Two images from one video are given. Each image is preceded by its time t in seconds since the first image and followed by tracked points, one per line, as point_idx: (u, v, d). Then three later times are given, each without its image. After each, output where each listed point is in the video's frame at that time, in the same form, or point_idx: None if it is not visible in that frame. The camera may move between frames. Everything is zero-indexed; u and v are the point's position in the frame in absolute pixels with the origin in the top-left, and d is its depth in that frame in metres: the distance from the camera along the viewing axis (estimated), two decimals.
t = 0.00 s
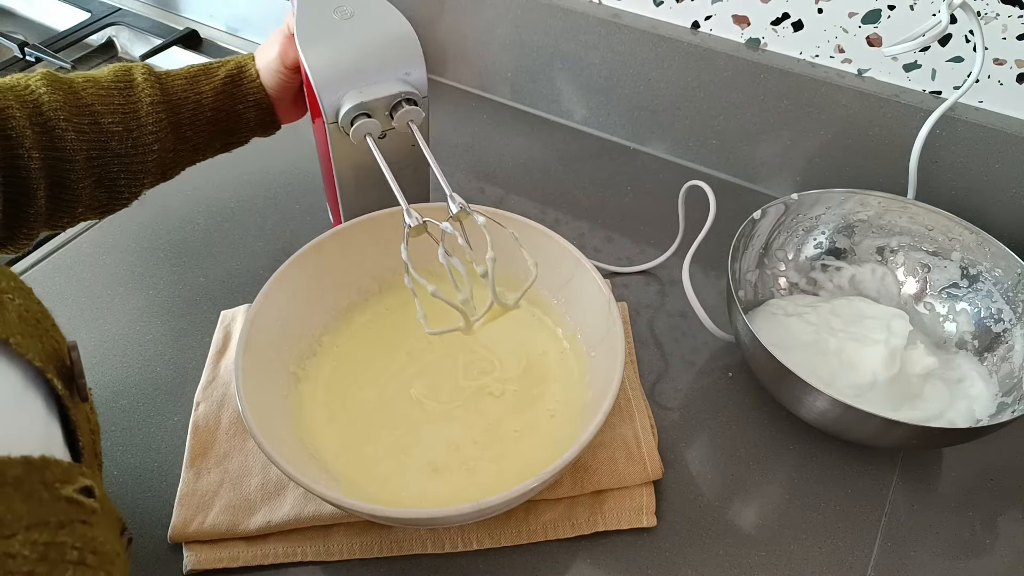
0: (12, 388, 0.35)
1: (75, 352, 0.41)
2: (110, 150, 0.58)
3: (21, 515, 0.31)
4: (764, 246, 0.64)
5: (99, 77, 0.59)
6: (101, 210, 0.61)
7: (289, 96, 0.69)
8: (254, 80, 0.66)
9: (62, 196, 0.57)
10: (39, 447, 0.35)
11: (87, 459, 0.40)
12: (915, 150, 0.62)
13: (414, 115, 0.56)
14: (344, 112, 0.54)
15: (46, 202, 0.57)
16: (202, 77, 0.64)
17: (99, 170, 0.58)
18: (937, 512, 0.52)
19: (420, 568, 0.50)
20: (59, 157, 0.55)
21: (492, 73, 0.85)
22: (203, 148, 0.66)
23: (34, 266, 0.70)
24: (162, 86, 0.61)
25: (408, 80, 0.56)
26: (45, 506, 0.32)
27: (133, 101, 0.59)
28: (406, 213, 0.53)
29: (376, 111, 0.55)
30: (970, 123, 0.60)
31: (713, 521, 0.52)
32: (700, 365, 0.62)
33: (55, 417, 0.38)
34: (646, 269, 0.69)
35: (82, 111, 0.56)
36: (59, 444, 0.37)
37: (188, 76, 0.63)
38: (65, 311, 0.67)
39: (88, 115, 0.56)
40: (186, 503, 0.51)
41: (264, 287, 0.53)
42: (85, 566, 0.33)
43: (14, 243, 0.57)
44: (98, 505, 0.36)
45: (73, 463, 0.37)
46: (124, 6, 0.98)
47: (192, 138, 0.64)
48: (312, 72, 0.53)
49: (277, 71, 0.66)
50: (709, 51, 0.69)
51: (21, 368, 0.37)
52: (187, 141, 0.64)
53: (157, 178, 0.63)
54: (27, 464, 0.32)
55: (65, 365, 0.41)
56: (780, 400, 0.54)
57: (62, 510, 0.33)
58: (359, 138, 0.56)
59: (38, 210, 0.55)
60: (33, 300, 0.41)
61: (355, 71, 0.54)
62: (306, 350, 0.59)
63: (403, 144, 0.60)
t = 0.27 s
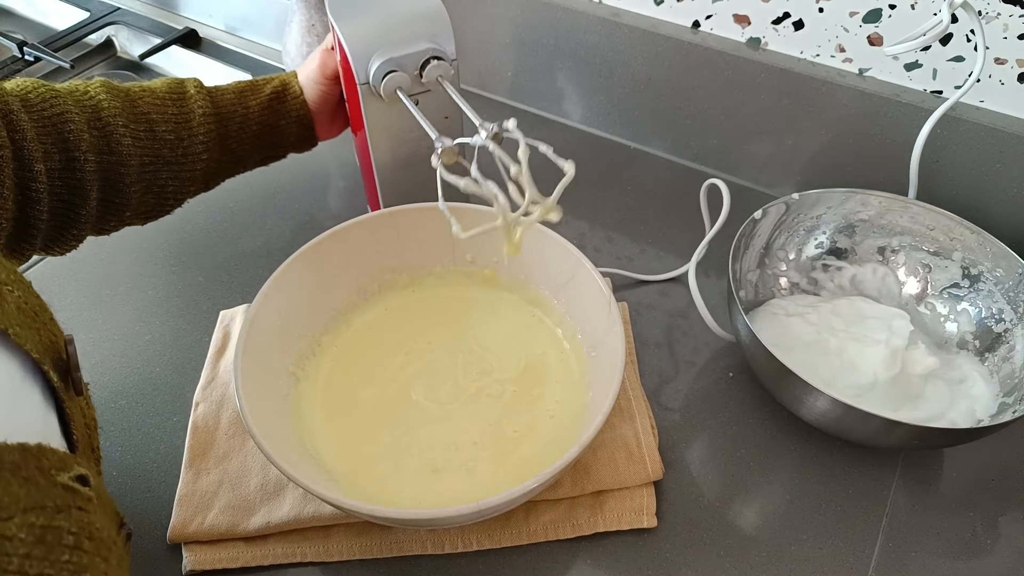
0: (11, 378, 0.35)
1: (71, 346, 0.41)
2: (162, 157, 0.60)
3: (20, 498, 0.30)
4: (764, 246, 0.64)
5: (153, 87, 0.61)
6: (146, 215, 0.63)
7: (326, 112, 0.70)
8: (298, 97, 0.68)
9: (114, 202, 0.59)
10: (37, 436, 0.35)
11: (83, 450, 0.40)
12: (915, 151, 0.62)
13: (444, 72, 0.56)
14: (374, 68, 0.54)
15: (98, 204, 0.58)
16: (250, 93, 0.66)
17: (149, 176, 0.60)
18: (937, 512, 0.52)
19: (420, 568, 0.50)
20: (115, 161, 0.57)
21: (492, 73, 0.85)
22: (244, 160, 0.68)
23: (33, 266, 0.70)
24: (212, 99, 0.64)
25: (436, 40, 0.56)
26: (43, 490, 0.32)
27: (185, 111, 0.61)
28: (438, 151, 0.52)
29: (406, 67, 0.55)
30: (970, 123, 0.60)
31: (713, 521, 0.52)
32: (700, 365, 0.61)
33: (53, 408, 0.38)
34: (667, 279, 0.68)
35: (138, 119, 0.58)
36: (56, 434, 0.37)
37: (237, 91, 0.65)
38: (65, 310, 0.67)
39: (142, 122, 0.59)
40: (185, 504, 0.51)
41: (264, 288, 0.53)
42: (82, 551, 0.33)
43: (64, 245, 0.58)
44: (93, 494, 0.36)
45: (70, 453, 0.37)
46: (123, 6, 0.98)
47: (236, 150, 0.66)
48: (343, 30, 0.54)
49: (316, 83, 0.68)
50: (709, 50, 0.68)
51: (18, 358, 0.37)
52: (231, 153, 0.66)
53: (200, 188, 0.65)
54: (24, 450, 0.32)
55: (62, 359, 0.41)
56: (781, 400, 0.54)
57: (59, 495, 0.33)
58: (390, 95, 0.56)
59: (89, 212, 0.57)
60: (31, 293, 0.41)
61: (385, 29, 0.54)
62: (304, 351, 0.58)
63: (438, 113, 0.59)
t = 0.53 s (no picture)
0: (5, 382, 0.35)
1: (70, 349, 0.41)
2: (169, 157, 0.60)
3: (11, 506, 0.31)
4: (764, 246, 0.64)
5: (160, 88, 0.61)
6: (154, 214, 0.63)
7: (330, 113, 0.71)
8: (303, 97, 0.68)
9: (122, 203, 0.59)
10: (31, 442, 0.35)
11: (81, 455, 0.40)
12: (915, 151, 0.62)
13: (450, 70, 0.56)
14: (379, 67, 0.54)
15: (107, 205, 0.58)
16: (256, 93, 0.66)
17: (157, 176, 0.60)
18: (937, 513, 0.52)
19: (419, 568, 0.50)
20: (124, 162, 0.57)
21: (492, 73, 0.85)
22: (251, 160, 0.68)
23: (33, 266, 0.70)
24: (219, 100, 0.64)
25: (442, 37, 0.56)
26: (35, 498, 0.32)
27: (192, 112, 0.61)
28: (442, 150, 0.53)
29: (411, 65, 0.55)
30: (970, 123, 0.60)
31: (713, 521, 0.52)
32: (700, 365, 0.61)
33: (49, 414, 0.38)
34: (668, 279, 0.68)
35: (145, 119, 0.59)
36: (52, 440, 0.37)
37: (243, 91, 0.65)
38: (65, 311, 0.67)
39: (150, 123, 0.59)
40: (185, 504, 0.51)
41: (264, 289, 0.53)
42: (74, 559, 0.33)
43: (74, 246, 0.58)
44: (89, 500, 0.36)
45: (65, 459, 0.37)
46: (123, 6, 0.98)
47: (242, 150, 0.66)
48: (348, 27, 0.53)
49: (322, 84, 0.68)
50: (709, 51, 0.68)
51: (14, 363, 0.37)
52: (237, 153, 0.66)
53: (207, 188, 0.65)
54: (16, 458, 0.32)
55: (60, 362, 0.40)
56: (781, 400, 0.54)
57: (51, 502, 0.33)
58: (395, 94, 0.56)
59: (98, 213, 0.57)
60: (30, 295, 0.41)
61: (390, 26, 0.54)
62: (304, 351, 0.58)
63: (442, 111, 0.59)
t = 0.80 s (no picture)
0: None
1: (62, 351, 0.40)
2: (174, 149, 0.60)
3: None
4: (764, 246, 0.64)
5: (165, 80, 0.61)
6: (158, 206, 0.63)
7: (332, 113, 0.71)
8: (309, 92, 0.68)
9: (127, 194, 0.59)
10: (21, 446, 0.35)
11: (74, 457, 0.40)
12: (915, 151, 0.62)
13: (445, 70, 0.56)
14: (375, 65, 0.54)
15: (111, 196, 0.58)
16: (261, 86, 0.66)
17: (162, 168, 0.60)
18: (937, 513, 0.52)
19: (420, 568, 0.50)
20: (128, 153, 0.57)
21: (492, 73, 0.85)
22: (258, 153, 0.69)
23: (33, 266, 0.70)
24: (224, 92, 0.64)
25: (439, 38, 0.56)
26: (24, 504, 0.32)
27: (197, 104, 0.61)
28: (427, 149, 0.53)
29: (407, 65, 0.55)
30: (970, 123, 0.60)
31: (713, 521, 0.52)
32: (700, 365, 0.61)
33: (41, 417, 0.38)
34: (668, 279, 0.67)
35: (151, 111, 0.59)
36: (43, 444, 0.37)
37: (248, 84, 0.65)
38: (65, 310, 0.67)
39: (155, 114, 0.59)
40: (185, 504, 0.51)
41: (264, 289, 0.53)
42: (65, 565, 0.33)
43: (76, 237, 0.58)
44: (81, 504, 0.36)
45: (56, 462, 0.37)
46: (123, 6, 0.98)
47: (246, 143, 0.66)
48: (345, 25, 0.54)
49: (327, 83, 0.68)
50: (709, 51, 0.68)
51: (6, 367, 0.37)
52: (242, 146, 0.66)
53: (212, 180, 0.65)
54: (5, 463, 0.32)
55: (51, 364, 0.40)
56: (781, 400, 0.54)
57: (41, 507, 0.33)
58: (389, 92, 0.56)
59: (103, 204, 0.57)
60: (21, 297, 0.41)
61: (388, 25, 0.54)
62: (304, 351, 0.58)
63: (439, 112, 0.59)
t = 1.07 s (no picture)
0: None
1: (56, 355, 0.40)
2: (167, 153, 0.60)
3: None
4: (764, 246, 0.64)
5: (158, 83, 0.61)
6: (150, 210, 0.63)
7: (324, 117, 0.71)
8: (302, 96, 0.68)
9: (119, 198, 0.59)
10: (15, 453, 0.35)
11: (68, 462, 0.40)
12: (915, 151, 0.62)
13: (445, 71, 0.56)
14: (374, 65, 0.54)
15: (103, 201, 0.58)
16: (255, 90, 0.66)
17: (154, 172, 0.60)
18: (937, 513, 0.52)
19: (420, 568, 0.50)
20: (120, 157, 0.57)
21: (492, 72, 0.85)
22: (250, 158, 0.68)
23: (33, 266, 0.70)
24: (217, 96, 0.64)
25: (439, 39, 0.56)
26: (17, 512, 0.32)
27: (190, 108, 0.61)
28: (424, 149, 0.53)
29: (406, 65, 0.55)
30: (970, 123, 0.60)
31: (713, 521, 0.52)
32: (700, 365, 0.61)
33: (35, 423, 0.38)
34: (667, 279, 0.67)
35: (143, 114, 0.58)
36: (37, 450, 0.37)
37: (242, 88, 0.65)
38: (65, 311, 0.67)
39: (147, 118, 0.59)
40: (185, 504, 0.51)
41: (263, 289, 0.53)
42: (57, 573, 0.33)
43: (67, 242, 0.58)
44: (75, 510, 0.36)
45: (50, 468, 0.37)
46: (123, 6, 0.98)
47: (240, 147, 0.67)
48: (345, 25, 0.54)
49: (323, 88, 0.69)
50: (709, 50, 0.68)
51: None
52: (236, 150, 0.67)
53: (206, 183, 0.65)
54: None
55: (46, 368, 0.40)
56: (781, 400, 0.54)
57: (34, 515, 0.33)
58: (388, 93, 0.56)
59: (94, 208, 0.57)
60: (15, 300, 0.40)
61: (387, 25, 0.54)
62: (303, 351, 0.58)
63: (438, 112, 0.59)
